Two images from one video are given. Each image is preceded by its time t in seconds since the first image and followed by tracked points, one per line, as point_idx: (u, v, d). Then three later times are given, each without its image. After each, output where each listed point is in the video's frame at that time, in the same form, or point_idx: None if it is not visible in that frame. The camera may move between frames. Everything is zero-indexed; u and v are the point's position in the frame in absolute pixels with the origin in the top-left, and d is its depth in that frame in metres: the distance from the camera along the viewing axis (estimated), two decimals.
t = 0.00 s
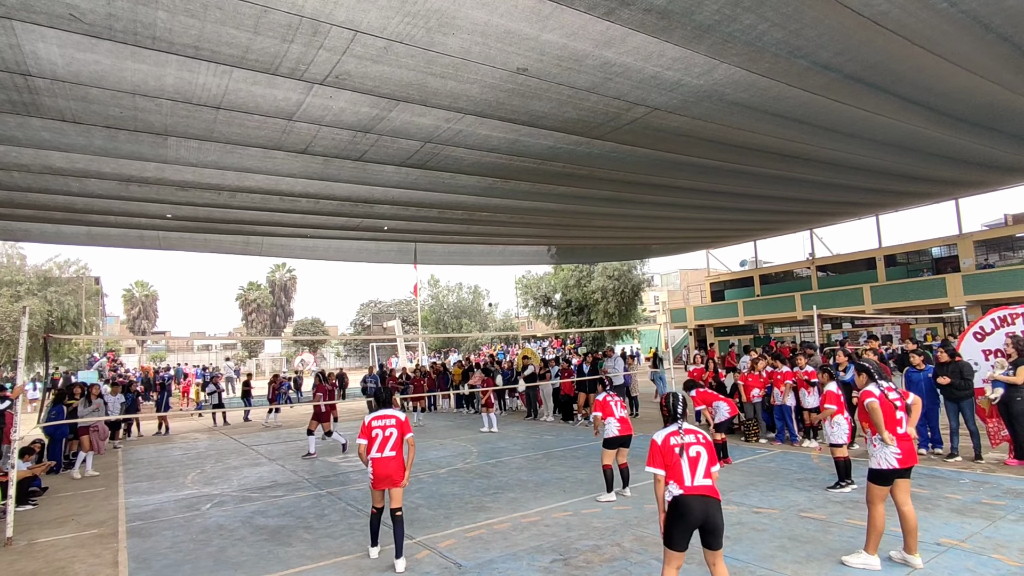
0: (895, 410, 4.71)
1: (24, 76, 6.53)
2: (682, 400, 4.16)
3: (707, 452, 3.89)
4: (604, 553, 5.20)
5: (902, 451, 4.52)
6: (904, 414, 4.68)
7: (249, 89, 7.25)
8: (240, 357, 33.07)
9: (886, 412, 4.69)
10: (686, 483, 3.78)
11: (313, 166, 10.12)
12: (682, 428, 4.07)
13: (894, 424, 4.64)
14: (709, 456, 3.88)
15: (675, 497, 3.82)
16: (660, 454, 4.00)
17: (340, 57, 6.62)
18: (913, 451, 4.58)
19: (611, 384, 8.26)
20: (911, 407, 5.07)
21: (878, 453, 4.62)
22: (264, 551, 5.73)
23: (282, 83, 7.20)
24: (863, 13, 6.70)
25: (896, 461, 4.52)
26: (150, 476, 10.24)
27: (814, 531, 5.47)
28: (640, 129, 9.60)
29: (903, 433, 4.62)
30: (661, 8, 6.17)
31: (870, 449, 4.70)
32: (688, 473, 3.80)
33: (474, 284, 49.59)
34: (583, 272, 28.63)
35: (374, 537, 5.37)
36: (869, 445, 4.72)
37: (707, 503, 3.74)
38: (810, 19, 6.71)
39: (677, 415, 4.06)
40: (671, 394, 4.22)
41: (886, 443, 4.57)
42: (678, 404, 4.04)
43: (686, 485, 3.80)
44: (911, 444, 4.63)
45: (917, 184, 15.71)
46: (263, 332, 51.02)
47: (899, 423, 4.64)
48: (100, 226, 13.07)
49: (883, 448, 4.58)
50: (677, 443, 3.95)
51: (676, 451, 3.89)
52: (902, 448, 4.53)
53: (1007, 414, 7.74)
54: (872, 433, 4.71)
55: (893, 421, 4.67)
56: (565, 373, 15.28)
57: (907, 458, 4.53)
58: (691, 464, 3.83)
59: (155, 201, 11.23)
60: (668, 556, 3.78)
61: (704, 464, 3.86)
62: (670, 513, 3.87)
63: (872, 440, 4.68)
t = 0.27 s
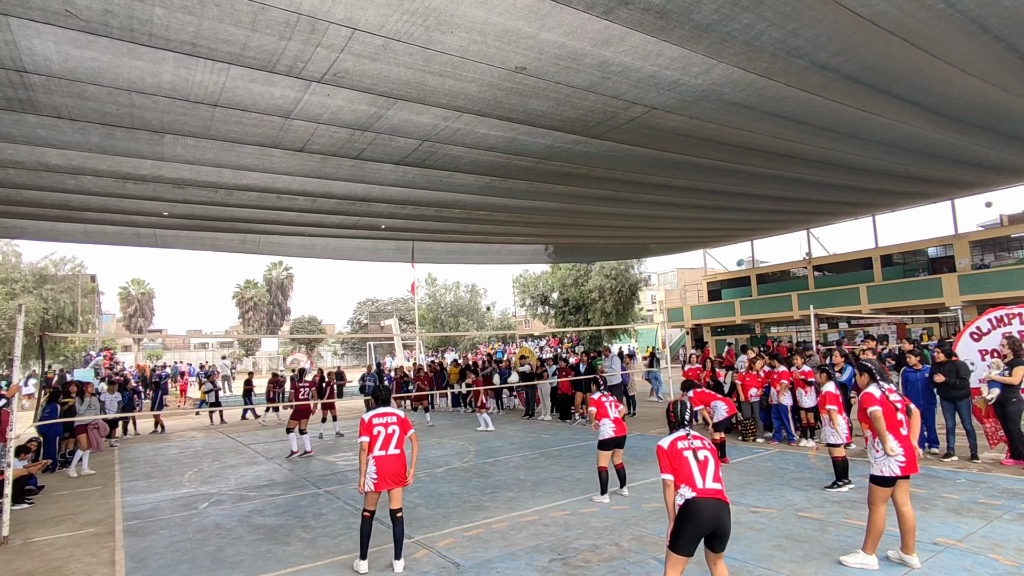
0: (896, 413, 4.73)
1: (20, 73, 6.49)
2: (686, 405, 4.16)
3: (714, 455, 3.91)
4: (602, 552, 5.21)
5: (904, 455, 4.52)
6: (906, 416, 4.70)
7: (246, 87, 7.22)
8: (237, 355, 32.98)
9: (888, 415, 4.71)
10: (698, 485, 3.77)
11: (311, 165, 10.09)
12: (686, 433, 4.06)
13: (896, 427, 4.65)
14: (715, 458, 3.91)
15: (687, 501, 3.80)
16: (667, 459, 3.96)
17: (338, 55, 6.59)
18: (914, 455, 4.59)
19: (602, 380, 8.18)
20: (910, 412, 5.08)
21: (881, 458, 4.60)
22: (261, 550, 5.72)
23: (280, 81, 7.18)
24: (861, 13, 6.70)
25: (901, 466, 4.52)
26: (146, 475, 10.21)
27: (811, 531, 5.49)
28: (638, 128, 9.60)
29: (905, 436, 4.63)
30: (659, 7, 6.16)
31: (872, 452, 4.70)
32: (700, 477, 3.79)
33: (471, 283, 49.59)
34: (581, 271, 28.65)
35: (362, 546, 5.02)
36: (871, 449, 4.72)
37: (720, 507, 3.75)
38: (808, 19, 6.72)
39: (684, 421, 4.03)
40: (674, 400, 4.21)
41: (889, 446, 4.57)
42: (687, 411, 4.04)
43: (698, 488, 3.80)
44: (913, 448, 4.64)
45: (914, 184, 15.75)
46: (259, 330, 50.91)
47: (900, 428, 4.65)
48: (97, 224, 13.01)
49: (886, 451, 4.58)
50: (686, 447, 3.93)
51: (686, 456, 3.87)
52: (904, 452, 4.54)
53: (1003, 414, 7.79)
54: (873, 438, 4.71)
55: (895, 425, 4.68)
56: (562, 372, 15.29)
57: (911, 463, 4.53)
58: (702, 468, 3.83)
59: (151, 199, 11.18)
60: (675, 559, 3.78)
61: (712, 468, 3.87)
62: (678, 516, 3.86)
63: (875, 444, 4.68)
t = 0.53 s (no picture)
0: (892, 414, 4.73)
1: (17, 68, 6.45)
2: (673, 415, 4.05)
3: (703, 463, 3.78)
4: (601, 550, 5.21)
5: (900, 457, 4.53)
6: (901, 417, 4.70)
7: (245, 83, 7.19)
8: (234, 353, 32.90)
9: (883, 416, 4.71)
10: (690, 494, 3.62)
11: (309, 161, 10.05)
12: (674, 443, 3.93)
13: (892, 428, 4.66)
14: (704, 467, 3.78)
15: (678, 511, 3.62)
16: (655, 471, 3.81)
17: (337, 52, 6.57)
18: (909, 456, 4.60)
19: (598, 379, 8.23)
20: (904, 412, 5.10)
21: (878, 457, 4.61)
22: (259, 548, 5.71)
23: (279, 78, 7.15)
24: (860, 12, 6.70)
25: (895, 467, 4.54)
26: (143, 472, 10.18)
27: (809, 529, 5.50)
28: (637, 126, 9.60)
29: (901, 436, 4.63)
30: (659, 5, 6.15)
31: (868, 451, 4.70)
32: (692, 485, 3.64)
33: (469, 280, 49.54)
34: (578, 269, 28.67)
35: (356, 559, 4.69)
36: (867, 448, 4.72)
37: (712, 515, 3.59)
38: (808, 17, 6.72)
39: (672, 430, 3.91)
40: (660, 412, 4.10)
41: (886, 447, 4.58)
42: (675, 420, 3.89)
43: (690, 497, 3.64)
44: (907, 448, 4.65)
45: (911, 184, 15.79)
46: (257, 327, 50.83)
47: (895, 429, 4.65)
48: (93, 220, 12.96)
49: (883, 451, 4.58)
50: (675, 456, 3.80)
51: (674, 465, 3.73)
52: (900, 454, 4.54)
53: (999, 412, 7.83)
54: (870, 439, 4.70)
55: (890, 425, 4.68)
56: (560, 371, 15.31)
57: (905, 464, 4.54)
58: (692, 475, 3.69)
59: (148, 195, 11.13)
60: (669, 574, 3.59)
61: (702, 476, 3.73)
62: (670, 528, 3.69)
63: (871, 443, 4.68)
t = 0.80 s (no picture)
0: (886, 412, 4.77)
1: (12, 62, 6.40)
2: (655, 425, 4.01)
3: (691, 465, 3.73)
4: (598, 548, 5.23)
5: (897, 454, 4.57)
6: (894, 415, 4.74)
7: (242, 78, 7.15)
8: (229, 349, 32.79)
9: (880, 414, 4.73)
10: (681, 496, 3.56)
11: (306, 158, 10.02)
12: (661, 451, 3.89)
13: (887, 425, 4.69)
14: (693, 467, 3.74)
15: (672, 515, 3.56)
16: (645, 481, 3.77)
17: (335, 48, 6.54)
18: (904, 453, 4.63)
19: (597, 377, 8.24)
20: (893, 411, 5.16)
21: (874, 454, 4.62)
22: (256, 544, 5.70)
23: (276, 73, 7.11)
24: (858, 12, 6.71)
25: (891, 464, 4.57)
26: (139, 469, 10.15)
27: (806, 526, 5.53)
28: (635, 124, 9.59)
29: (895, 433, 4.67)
30: (658, 3, 6.15)
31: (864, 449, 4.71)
32: (682, 486, 3.59)
33: (466, 278, 49.54)
34: (575, 267, 28.68)
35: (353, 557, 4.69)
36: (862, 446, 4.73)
37: (707, 515, 3.53)
38: (806, 16, 6.72)
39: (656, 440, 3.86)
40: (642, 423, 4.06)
41: (883, 445, 4.60)
42: (659, 429, 3.84)
43: (682, 499, 3.58)
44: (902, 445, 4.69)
45: (907, 183, 15.84)
46: (252, 324, 50.69)
47: (891, 426, 4.68)
48: (88, 216, 12.89)
49: (880, 449, 4.61)
50: (662, 462, 3.75)
51: (663, 470, 3.68)
52: (897, 450, 4.57)
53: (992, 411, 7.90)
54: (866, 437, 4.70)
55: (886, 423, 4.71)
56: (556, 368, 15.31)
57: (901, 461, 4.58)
58: (681, 478, 3.64)
59: (144, 191, 11.07)
60: None
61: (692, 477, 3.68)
62: (665, 534, 3.62)
63: (868, 441, 4.69)
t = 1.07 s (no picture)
0: (881, 411, 4.79)
1: (7, 55, 6.35)
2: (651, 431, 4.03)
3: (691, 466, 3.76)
4: (594, 545, 5.24)
5: (892, 454, 4.59)
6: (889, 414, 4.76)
7: (240, 74, 7.12)
8: (225, 345, 32.70)
9: (875, 414, 4.74)
10: (687, 497, 3.57)
11: (303, 154, 9.98)
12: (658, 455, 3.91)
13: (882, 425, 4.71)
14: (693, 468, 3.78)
15: (679, 516, 3.56)
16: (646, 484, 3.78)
17: (333, 44, 6.52)
18: (899, 453, 4.66)
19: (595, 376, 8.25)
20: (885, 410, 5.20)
21: (869, 454, 4.65)
22: (252, 541, 5.70)
23: (274, 69, 7.08)
24: (856, 12, 6.73)
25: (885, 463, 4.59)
26: (134, 465, 10.11)
27: (800, 525, 5.56)
28: (633, 123, 9.60)
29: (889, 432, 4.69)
30: (657, 1, 6.14)
31: (859, 448, 4.73)
32: (686, 487, 3.61)
33: (462, 276, 49.53)
34: (572, 265, 28.73)
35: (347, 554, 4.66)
36: (857, 445, 4.75)
37: (714, 514, 3.54)
38: (804, 16, 6.73)
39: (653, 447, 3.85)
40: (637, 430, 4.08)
41: (878, 445, 4.62)
42: (655, 437, 3.81)
43: (687, 500, 3.59)
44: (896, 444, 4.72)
45: (903, 184, 15.91)
46: (248, 320, 50.54)
47: (886, 426, 4.70)
48: (84, 210, 12.83)
49: (875, 449, 4.62)
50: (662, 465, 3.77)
51: (664, 473, 3.70)
52: (892, 450, 4.59)
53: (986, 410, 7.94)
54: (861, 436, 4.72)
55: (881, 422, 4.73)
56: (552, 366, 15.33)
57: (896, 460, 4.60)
58: (683, 480, 3.65)
59: (140, 186, 11.02)
60: None
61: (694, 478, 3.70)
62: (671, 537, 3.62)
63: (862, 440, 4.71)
